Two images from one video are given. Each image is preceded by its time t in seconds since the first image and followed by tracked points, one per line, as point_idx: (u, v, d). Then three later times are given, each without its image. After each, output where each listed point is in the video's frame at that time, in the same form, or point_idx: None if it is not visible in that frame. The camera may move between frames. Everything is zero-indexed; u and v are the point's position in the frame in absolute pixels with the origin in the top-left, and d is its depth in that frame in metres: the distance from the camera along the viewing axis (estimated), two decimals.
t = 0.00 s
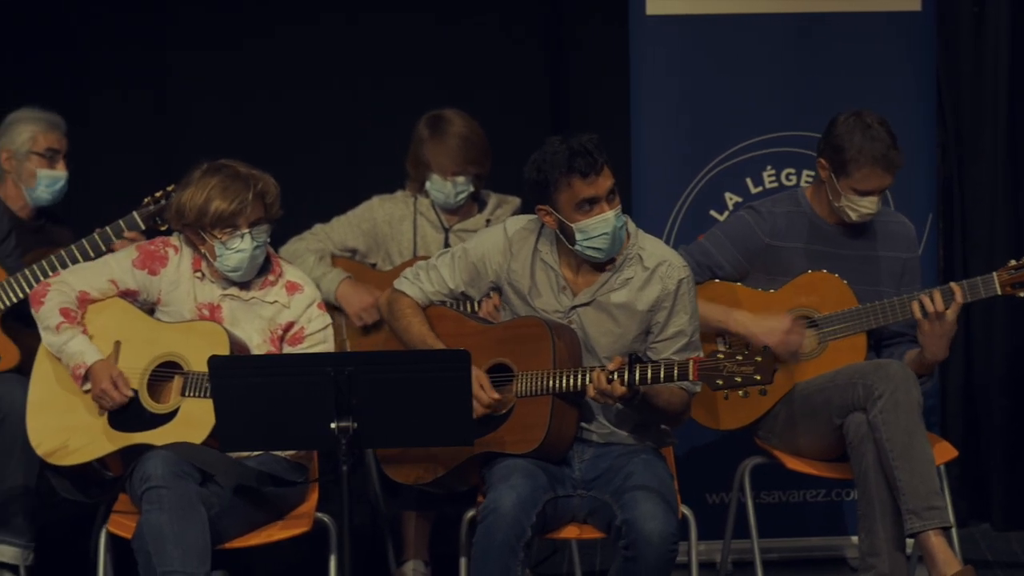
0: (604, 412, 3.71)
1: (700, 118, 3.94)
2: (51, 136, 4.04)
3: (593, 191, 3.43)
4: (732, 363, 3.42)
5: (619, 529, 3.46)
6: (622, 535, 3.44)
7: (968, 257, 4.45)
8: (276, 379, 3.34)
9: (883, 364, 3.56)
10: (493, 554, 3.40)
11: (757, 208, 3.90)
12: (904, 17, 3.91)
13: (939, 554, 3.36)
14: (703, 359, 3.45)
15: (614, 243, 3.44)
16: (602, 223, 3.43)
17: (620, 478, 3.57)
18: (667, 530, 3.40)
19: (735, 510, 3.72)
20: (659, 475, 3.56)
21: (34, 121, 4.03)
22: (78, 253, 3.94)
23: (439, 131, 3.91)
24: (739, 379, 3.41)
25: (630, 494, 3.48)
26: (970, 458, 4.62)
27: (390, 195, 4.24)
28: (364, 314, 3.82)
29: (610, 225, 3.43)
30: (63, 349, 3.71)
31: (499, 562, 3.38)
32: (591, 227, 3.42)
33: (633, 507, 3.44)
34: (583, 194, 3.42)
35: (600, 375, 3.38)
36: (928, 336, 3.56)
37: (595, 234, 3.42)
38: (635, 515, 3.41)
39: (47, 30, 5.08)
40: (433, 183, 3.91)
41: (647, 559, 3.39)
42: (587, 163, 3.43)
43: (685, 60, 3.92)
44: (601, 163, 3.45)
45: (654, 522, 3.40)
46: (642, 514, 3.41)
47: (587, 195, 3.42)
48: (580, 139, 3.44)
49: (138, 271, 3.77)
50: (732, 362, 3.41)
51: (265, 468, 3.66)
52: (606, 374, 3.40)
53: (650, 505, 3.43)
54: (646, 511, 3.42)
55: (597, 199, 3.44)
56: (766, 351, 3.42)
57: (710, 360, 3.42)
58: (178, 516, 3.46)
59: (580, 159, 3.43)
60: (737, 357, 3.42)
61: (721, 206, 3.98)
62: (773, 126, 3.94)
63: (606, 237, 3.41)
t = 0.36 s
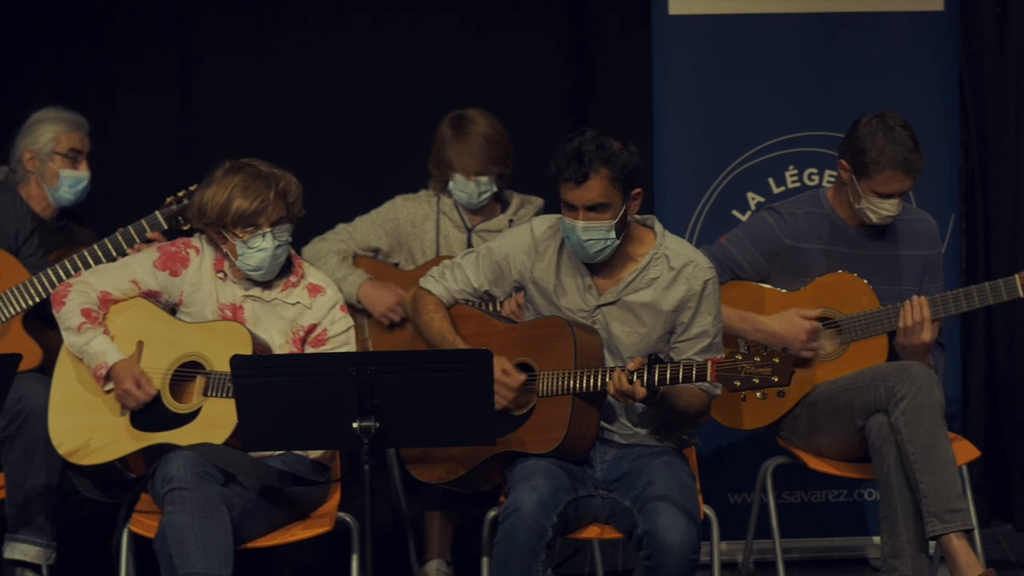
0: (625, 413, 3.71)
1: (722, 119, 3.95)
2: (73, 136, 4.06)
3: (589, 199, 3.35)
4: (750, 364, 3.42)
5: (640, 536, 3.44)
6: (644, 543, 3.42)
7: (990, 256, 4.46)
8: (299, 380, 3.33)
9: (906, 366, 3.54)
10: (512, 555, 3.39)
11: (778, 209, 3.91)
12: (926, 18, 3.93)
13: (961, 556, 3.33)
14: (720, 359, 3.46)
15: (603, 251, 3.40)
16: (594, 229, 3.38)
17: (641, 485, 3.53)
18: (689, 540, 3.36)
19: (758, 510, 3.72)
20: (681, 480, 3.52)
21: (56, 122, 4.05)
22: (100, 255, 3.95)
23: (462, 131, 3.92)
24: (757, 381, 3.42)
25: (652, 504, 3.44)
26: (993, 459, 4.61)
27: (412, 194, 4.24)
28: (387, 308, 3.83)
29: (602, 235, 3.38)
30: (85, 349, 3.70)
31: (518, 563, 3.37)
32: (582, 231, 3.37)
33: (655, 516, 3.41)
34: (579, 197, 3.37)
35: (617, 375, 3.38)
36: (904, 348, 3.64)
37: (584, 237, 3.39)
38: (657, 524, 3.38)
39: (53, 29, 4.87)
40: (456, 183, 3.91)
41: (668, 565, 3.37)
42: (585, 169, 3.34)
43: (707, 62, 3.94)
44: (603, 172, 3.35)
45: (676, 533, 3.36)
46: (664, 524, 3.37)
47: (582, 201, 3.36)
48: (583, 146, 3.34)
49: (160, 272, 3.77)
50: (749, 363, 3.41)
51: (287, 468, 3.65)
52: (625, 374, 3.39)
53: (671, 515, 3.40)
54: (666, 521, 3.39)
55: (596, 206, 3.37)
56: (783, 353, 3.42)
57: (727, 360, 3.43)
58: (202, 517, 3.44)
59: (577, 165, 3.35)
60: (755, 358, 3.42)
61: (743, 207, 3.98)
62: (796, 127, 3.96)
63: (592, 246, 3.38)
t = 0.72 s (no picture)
0: (646, 413, 3.70)
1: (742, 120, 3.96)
2: (95, 136, 4.07)
3: (605, 199, 3.29)
4: (767, 366, 3.37)
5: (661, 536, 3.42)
6: (665, 543, 3.40)
7: (1012, 256, 4.46)
8: (320, 380, 3.33)
9: (929, 366, 3.54)
10: (533, 555, 3.39)
11: (802, 205, 3.93)
12: (947, 18, 3.94)
13: (985, 557, 3.33)
14: (738, 359, 3.40)
15: (618, 250, 3.33)
16: (609, 230, 3.31)
17: (662, 483, 3.51)
18: (711, 541, 3.35)
19: (779, 510, 3.72)
20: (702, 478, 3.50)
21: (78, 121, 4.06)
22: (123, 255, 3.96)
23: (485, 134, 3.91)
24: (774, 381, 3.36)
25: (674, 504, 3.42)
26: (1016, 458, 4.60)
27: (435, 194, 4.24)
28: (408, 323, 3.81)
29: (618, 235, 3.31)
30: (110, 339, 3.69)
31: (538, 563, 3.36)
32: (596, 231, 3.30)
33: (676, 515, 3.39)
34: (595, 196, 3.31)
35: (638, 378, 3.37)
36: (925, 343, 3.66)
37: (599, 237, 3.31)
38: (678, 525, 3.36)
39: (52, 29, 4.80)
40: (477, 184, 3.93)
41: (690, 565, 3.35)
42: (601, 169, 3.29)
43: (728, 62, 3.94)
44: (620, 172, 3.29)
45: (697, 532, 3.34)
46: (685, 525, 3.35)
47: (596, 200, 3.30)
48: (602, 145, 3.30)
49: (181, 270, 3.77)
50: (767, 365, 3.36)
51: (308, 469, 3.64)
52: (646, 376, 3.39)
53: (693, 514, 3.38)
54: (688, 520, 3.37)
55: (612, 206, 3.30)
56: (801, 353, 3.37)
57: (746, 359, 3.36)
58: (224, 517, 3.44)
59: (594, 164, 3.30)
60: (772, 359, 3.37)
61: (764, 206, 3.99)
62: (819, 127, 3.97)
63: (606, 245, 3.30)
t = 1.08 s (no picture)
0: (666, 413, 3.70)
1: (764, 119, 3.96)
2: (116, 136, 4.10)
3: (632, 191, 3.36)
4: (792, 367, 3.38)
5: (677, 531, 3.45)
6: (680, 538, 3.42)
7: None
8: (339, 379, 3.33)
9: (949, 365, 3.53)
10: (553, 554, 3.42)
11: (819, 207, 3.92)
12: (968, 17, 3.94)
13: (1005, 556, 3.32)
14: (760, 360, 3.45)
15: (645, 244, 3.39)
16: (638, 223, 3.37)
17: (680, 482, 3.54)
18: (724, 534, 3.36)
19: (799, 510, 3.72)
20: (720, 478, 3.52)
21: (99, 121, 4.09)
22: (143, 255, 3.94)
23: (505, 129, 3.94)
24: (798, 382, 3.38)
25: (688, 498, 3.45)
26: None
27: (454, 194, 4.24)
28: (424, 325, 3.77)
29: (646, 228, 3.37)
30: (128, 346, 3.70)
31: (558, 562, 3.39)
32: (625, 224, 3.37)
33: (689, 511, 3.42)
34: (623, 188, 3.38)
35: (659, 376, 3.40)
36: (945, 345, 3.66)
37: (627, 230, 3.38)
38: (691, 518, 3.39)
39: (51, 28, 4.79)
40: (498, 184, 3.92)
41: (703, 560, 3.37)
42: (629, 162, 3.35)
43: (748, 62, 3.95)
44: (648, 164, 3.37)
45: (709, 525, 3.37)
46: (697, 518, 3.38)
47: (625, 191, 3.36)
48: (629, 138, 3.36)
49: (203, 270, 3.76)
50: (791, 366, 3.38)
51: (330, 467, 3.66)
52: (668, 376, 3.41)
53: (706, 508, 3.41)
54: (701, 514, 3.40)
55: (640, 199, 3.37)
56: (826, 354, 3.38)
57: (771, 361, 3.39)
58: (245, 516, 3.45)
59: (622, 157, 3.36)
60: (797, 360, 3.38)
61: (785, 206, 4.00)
62: (840, 127, 3.97)
63: (635, 238, 3.36)
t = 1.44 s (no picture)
0: (684, 414, 3.71)
1: (781, 121, 3.96)
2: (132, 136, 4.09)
3: (651, 184, 3.42)
4: (811, 364, 3.39)
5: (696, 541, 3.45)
6: (700, 548, 3.42)
7: None
8: (358, 379, 3.33)
9: (966, 366, 3.52)
10: (570, 556, 3.43)
11: (836, 210, 3.92)
12: (985, 18, 3.95)
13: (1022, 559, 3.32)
14: (780, 359, 3.42)
15: (661, 241, 3.44)
16: (655, 218, 3.43)
17: (699, 487, 3.53)
18: (744, 544, 3.36)
19: (817, 511, 3.72)
20: (739, 483, 3.51)
21: (116, 122, 4.08)
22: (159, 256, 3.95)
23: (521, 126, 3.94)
24: (816, 381, 3.38)
25: (707, 507, 3.45)
26: None
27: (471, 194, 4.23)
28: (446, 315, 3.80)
29: (663, 224, 3.42)
30: (146, 348, 3.69)
31: (576, 564, 3.41)
32: (642, 218, 3.42)
33: (709, 521, 3.41)
34: (642, 182, 3.44)
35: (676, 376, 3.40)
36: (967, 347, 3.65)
37: (643, 225, 3.43)
38: (711, 529, 3.38)
39: (51, 30, 4.95)
40: (485, 177, 3.94)
41: (724, 571, 3.37)
42: (650, 155, 3.42)
43: (765, 64, 3.95)
44: (668, 158, 3.42)
45: (729, 536, 3.37)
46: (717, 530, 3.38)
47: (644, 185, 3.42)
48: (651, 132, 3.43)
49: (219, 270, 3.77)
50: (810, 363, 3.38)
51: (347, 466, 3.64)
52: (686, 376, 3.40)
53: (726, 518, 3.40)
54: (721, 524, 3.39)
55: (658, 193, 3.43)
56: (844, 352, 3.38)
57: (789, 359, 3.39)
58: (261, 517, 3.44)
59: (642, 150, 3.43)
60: (816, 357, 3.38)
61: (802, 207, 4.00)
62: (857, 128, 3.97)
63: (651, 233, 3.41)
